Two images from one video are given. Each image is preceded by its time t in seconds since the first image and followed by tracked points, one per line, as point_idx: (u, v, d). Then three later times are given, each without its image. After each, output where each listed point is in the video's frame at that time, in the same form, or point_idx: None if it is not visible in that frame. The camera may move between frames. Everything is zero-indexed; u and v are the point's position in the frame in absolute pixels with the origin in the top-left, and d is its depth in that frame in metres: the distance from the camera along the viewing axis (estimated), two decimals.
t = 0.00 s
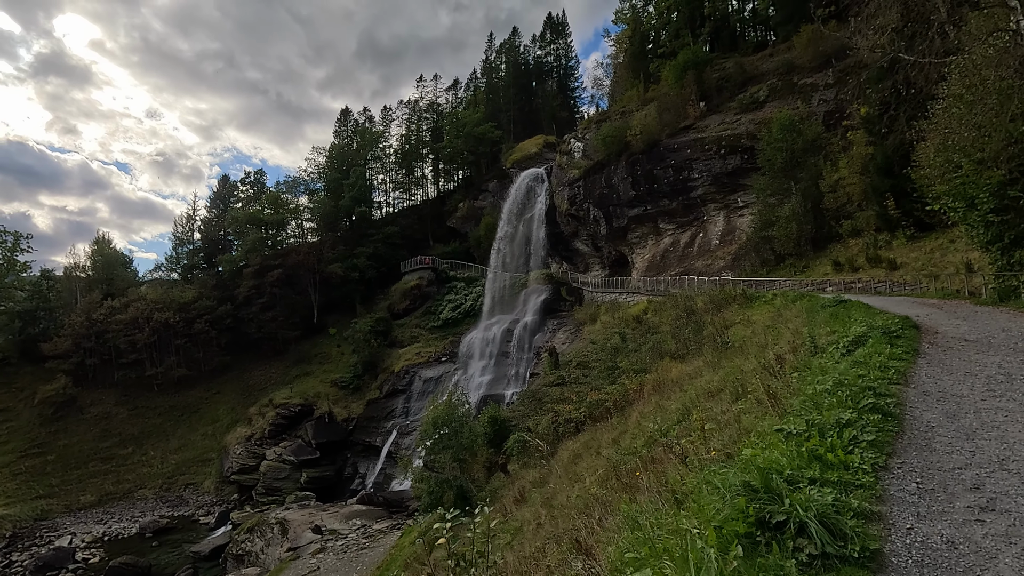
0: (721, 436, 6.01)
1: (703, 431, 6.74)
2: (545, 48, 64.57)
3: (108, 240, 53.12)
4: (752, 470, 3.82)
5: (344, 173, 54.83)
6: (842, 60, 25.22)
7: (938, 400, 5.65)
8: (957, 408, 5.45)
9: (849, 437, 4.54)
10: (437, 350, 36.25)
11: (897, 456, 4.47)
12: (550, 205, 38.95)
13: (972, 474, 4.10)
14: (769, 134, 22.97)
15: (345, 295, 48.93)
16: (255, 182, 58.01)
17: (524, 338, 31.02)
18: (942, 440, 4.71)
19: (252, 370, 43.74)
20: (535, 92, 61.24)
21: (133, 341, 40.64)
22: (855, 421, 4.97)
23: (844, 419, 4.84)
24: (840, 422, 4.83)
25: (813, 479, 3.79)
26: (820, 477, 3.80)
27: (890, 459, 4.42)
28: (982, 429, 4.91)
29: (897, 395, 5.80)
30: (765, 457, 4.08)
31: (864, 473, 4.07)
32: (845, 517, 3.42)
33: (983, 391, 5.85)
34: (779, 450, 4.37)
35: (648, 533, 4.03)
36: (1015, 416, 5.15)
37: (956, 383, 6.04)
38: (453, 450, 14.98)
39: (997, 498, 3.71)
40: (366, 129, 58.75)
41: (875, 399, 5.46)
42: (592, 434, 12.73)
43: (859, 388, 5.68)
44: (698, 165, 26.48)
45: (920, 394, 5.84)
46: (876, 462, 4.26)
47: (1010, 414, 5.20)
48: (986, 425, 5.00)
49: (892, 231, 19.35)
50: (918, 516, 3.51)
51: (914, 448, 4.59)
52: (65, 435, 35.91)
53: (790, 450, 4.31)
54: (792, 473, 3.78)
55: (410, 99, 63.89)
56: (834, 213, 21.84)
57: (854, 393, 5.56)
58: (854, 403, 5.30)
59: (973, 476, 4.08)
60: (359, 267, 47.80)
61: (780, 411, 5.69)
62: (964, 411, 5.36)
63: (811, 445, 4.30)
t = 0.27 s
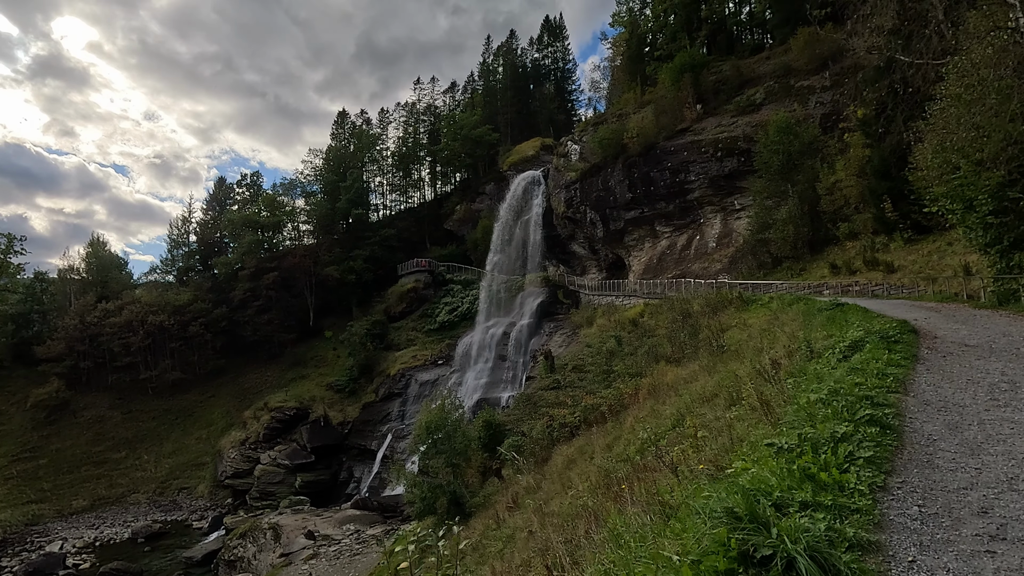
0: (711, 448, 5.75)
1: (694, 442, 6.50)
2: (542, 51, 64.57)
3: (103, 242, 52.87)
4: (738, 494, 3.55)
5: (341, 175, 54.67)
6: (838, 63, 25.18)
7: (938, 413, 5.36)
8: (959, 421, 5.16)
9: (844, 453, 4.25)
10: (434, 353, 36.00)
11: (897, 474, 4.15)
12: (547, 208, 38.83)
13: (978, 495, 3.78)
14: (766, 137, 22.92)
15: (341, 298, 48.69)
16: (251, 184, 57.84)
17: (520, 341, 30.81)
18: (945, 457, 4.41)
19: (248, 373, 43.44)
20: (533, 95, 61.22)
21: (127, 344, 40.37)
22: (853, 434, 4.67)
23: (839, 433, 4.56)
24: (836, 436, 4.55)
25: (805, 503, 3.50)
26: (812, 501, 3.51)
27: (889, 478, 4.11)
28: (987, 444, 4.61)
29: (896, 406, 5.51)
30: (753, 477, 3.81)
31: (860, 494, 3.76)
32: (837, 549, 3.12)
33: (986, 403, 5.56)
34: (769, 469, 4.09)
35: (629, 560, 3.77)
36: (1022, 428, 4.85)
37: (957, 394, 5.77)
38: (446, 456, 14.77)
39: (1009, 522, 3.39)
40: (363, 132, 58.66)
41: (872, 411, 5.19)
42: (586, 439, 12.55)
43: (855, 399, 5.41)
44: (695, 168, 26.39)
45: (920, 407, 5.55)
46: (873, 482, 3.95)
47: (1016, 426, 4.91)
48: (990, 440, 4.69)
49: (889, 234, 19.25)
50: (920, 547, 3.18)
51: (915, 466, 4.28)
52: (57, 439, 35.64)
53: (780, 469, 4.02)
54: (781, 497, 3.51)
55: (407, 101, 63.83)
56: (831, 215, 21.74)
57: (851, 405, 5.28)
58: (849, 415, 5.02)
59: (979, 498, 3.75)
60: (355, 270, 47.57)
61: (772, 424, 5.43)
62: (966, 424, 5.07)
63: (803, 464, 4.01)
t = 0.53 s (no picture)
0: (704, 461, 5.45)
1: (687, 452, 6.22)
2: (541, 50, 64.42)
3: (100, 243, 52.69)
4: (727, 525, 3.27)
5: (339, 175, 54.49)
6: (837, 62, 25.05)
7: (944, 424, 5.02)
8: (967, 434, 4.79)
9: (844, 472, 3.90)
10: (432, 353, 35.80)
11: (903, 495, 3.77)
12: (545, 208, 38.68)
13: (994, 522, 3.36)
14: (765, 136, 22.80)
15: (339, 298, 48.52)
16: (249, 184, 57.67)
17: (519, 342, 30.64)
18: (954, 476, 4.03)
19: (245, 374, 43.26)
20: (531, 95, 61.06)
21: (124, 345, 40.20)
22: (852, 451, 4.29)
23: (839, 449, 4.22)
24: (835, 453, 4.21)
25: (800, 535, 3.19)
26: (808, 531, 3.20)
27: (893, 500, 3.71)
28: (1000, 461, 4.22)
29: (899, 417, 5.16)
30: (740, 503, 3.52)
31: (862, 519, 3.40)
32: None
33: (996, 412, 5.20)
34: (762, 492, 3.77)
35: None
36: None
37: (963, 402, 5.42)
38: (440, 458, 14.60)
39: None
40: (361, 131, 58.49)
41: (874, 422, 4.84)
42: (583, 441, 12.41)
43: (856, 411, 5.08)
44: (693, 167, 26.25)
45: (925, 417, 5.21)
46: (875, 505, 3.58)
47: None
48: (1004, 456, 4.29)
49: (889, 233, 19.11)
50: None
51: (922, 485, 3.89)
52: (53, 440, 35.49)
53: (774, 492, 3.71)
54: (773, 526, 3.23)
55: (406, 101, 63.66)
56: (830, 215, 21.61)
57: (852, 417, 4.95)
58: (849, 427, 4.68)
59: (995, 525, 3.33)
60: (353, 270, 47.39)
61: (768, 438, 5.11)
62: (976, 437, 4.70)
63: (799, 486, 3.69)
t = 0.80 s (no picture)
0: (688, 482, 4.97)
1: (674, 470, 5.78)
2: (540, 49, 64.21)
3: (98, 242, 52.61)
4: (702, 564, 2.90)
5: (338, 174, 54.33)
6: (837, 60, 24.86)
7: (946, 440, 4.52)
8: (969, 449, 4.30)
9: (833, 498, 3.37)
10: (430, 354, 35.61)
11: (899, 524, 3.25)
12: (544, 207, 38.52)
13: (999, 558, 2.86)
14: (764, 135, 22.65)
15: (338, 298, 48.37)
16: (248, 184, 57.55)
17: (518, 342, 30.46)
18: (956, 500, 3.51)
19: (243, 374, 43.13)
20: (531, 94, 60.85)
21: (122, 345, 40.09)
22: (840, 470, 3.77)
23: (829, 470, 3.71)
24: (825, 475, 3.69)
25: None
26: (792, 573, 2.75)
27: (888, 531, 3.18)
28: (1007, 481, 3.71)
29: (896, 431, 4.67)
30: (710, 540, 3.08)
31: (854, 557, 2.86)
32: None
33: (1003, 425, 4.72)
34: (741, 524, 3.30)
35: None
36: None
37: (966, 413, 4.95)
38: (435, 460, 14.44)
39: None
40: (360, 131, 58.35)
41: (869, 436, 4.36)
42: (578, 443, 12.25)
43: (850, 424, 4.60)
44: (692, 166, 26.07)
45: (925, 431, 4.71)
46: (869, 537, 3.04)
47: None
48: (1011, 476, 3.79)
49: (889, 233, 18.93)
50: None
51: (921, 512, 3.39)
52: (50, 441, 35.43)
53: (754, 524, 3.23)
54: (754, 566, 2.85)
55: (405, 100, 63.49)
56: (830, 214, 21.44)
57: (846, 430, 4.46)
58: (841, 443, 4.19)
59: (1001, 561, 2.83)
60: (352, 269, 47.23)
61: (755, 455, 4.63)
62: (981, 454, 4.21)
63: (782, 514, 3.21)
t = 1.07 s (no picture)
0: (670, 496, 4.74)
1: (659, 479, 5.57)
2: (541, 46, 63.87)
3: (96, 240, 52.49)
4: None
5: (337, 172, 54.11)
6: (838, 56, 24.60)
7: (942, 454, 4.28)
8: (968, 465, 4.08)
9: (813, 526, 3.10)
10: (428, 352, 35.44)
11: (888, 556, 3.00)
12: (543, 205, 38.33)
13: None
14: (764, 132, 22.45)
15: (336, 296, 48.22)
16: (246, 181, 57.37)
17: (516, 340, 30.28)
18: (952, 526, 3.27)
19: (242, 372, 43.03)
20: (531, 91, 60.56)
21: (120, 342, 40.02)
22: (827, 493, 3.50)
23: (812, 491, 3.46)
24: (807, 498, 3.42)
25: None
26: None
27: (876, 564, 2.94)
28: (1008, 503, 3.47)
29: (891, 443, 4.45)
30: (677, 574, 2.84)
31: None
32: None
33: (1001, 437, 4.48)
34: (716, 554, 3.06)
35: None
36: None
37: (965, 423, 4.73)
38: (429, 460, 14.24)
39: None
40: (359, 128, 58.12)
41: (859, 449, 4.12)
42: (574, 444, 12.08)
43: (840, 436, 4.36)
44: (692, 164, 25.87)
45: (921, 444, 4.46)
46: (852, 570, 2.76)
47: None
48: (1012, 497, 3.55)
49: (890, 231, 18.74)
50: None
51: (911, 541, 3.13)
52: (48, 438, 35.40)
53: (728, 556, 2.98)
54: None
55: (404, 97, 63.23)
56: (830, 212, 21.23)
57: (834, 443, 4.21)
58: (829, 458, 3.94)
59: None
60: (351, 267, 47.09)
61: (739, 469, 4.39)
62: (978, 470, 3.97)
63: (757, 544, 2.96)
